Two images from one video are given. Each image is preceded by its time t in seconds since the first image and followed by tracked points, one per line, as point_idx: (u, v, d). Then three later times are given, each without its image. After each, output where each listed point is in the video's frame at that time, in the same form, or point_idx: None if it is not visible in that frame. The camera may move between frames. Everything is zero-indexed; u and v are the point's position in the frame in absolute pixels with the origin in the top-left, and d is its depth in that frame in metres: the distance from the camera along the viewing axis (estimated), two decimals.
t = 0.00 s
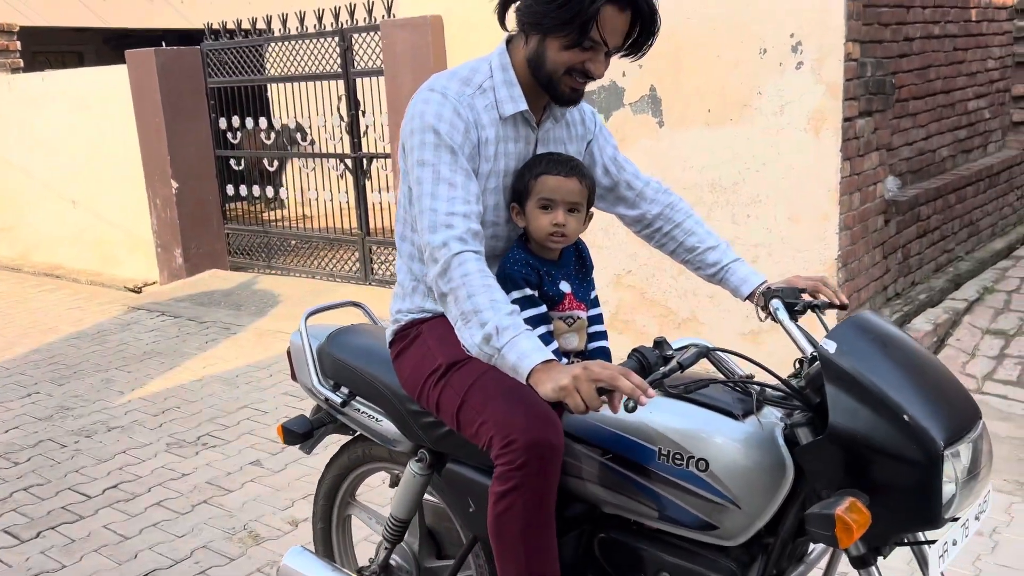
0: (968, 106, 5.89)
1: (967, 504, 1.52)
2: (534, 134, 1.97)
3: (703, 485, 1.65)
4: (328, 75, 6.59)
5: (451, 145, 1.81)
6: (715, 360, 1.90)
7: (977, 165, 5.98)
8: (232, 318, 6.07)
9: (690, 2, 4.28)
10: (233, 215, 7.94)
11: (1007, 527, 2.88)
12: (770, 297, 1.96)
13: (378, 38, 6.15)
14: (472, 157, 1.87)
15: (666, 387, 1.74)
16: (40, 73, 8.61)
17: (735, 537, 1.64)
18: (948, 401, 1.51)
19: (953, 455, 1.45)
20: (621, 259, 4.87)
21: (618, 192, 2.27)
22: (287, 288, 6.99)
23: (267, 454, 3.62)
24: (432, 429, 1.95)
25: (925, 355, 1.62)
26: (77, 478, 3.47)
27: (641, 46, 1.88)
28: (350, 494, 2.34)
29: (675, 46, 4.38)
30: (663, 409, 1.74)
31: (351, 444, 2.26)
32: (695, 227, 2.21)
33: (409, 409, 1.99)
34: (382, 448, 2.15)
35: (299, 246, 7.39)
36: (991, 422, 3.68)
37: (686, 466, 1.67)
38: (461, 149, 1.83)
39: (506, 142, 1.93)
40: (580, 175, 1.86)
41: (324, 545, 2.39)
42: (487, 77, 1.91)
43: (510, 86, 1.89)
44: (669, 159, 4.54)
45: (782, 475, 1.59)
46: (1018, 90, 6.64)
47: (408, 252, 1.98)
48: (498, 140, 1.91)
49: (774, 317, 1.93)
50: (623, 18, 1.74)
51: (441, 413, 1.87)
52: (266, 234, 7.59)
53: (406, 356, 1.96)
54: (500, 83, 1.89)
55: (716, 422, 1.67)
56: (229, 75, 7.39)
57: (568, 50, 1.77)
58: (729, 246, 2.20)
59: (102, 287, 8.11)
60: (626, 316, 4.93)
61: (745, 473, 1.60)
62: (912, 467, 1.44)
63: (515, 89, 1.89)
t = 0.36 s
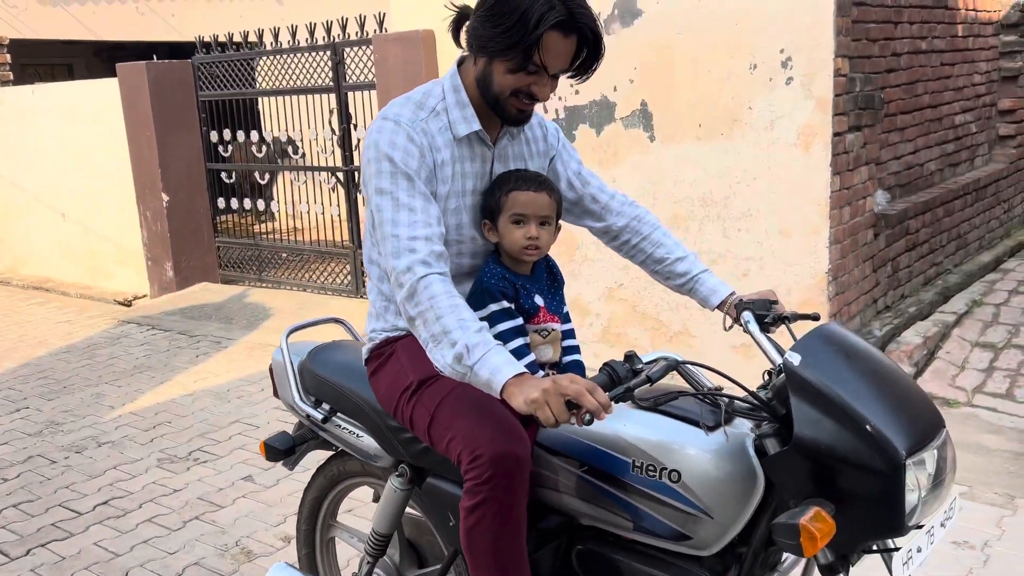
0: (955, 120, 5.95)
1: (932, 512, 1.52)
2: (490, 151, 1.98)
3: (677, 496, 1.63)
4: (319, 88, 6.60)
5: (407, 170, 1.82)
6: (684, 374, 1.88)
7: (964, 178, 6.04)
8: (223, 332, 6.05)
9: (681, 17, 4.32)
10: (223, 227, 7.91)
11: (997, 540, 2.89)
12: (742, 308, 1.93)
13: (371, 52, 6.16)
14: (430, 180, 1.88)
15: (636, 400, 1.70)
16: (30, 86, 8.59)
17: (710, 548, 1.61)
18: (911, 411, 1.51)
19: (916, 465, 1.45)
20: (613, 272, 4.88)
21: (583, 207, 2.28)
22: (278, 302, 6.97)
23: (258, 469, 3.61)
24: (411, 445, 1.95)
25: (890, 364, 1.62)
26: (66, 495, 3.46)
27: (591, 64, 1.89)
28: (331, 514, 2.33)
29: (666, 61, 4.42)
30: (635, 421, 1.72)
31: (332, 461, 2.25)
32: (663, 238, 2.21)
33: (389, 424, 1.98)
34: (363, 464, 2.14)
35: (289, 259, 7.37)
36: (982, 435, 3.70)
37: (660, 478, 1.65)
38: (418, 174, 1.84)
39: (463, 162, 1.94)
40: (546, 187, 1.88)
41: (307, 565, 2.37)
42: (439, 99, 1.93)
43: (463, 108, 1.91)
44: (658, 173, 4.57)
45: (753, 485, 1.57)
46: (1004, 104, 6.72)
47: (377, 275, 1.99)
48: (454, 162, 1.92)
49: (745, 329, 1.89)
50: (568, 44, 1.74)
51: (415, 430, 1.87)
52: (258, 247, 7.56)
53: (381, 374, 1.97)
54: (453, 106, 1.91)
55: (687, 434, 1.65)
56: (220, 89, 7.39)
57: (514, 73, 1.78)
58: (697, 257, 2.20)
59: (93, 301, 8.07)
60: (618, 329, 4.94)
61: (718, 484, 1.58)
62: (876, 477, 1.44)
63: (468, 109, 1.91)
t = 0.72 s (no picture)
0: (946, 132, 5.98)
1: (930, 538, 1.52)
2: (484, 174, 1.99)
3: (675, 521, 1.63)
4: (312, 101, 6.61)
5: (403, 194, 1.82)
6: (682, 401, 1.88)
7: (956, 190, 6.07)
8: (216, 346, 6.03)
9: (674, 31, 4.34)
10: (216, 240, 7.89)
11: (992, 556, 2.90)
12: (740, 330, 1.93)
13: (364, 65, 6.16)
14: (425, 203, 1.88)
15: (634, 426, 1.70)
16: (22, 99, 8.57)
17: (710, 572, 1.61)
18: (908, 438, 1.51)
19: (912, 493, 1.45)
20: (608, 286, 4.89)
21: (583, 226, 2.29)
22: (272, 315, 6.95)
23: (252, 486, 3.59)
24: (407, 467, 1.94)
25: (887, 390, 1.62)
26: (58, 513, 3.43)
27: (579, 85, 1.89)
28: (326, 535, 2.31)
29: (660, 76, 4.44)
30: (633, 446, 1.72)
31: (329, 482, 2.24)
32: (665, 257, 2.22)
33: (385, 447, 1.97)
34: (359, 485, 2.12)
35: (283, 272, 7.35)
36: (975, 448, 3.72)
37: (659, 502, 1.65)
38: (412, 198, 1.84)
39: (457, 185, 1.94)
40: (539, 211, 1.88)
41: None
42: (435, 121, 1.93)
43: (457, 131, 1.91)
44: (652, 187, 4.59)
45: (751, 510, 1.57)
46: (994, 117, 6.77)
47: (373, 295, 1.98)
48: (448, 184, 1.93)
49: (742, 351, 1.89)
50: (553, 65, 1.74)
51: (413, 455, 1.86)
52: (251, 260, 7.54)
53: (378, 398, 1.96)
54: (448, 129, 1.91)
55: (685, 459, 1.65)
56: (212, 102, 7.38)
57: (500, 98, 1.80)
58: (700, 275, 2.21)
59: (85, 314, 8.05)
60: (613, 342, 4.94)
61: (716, 509, 1.58)
62: (872, 505, 1.44)
63: (463, 133, 1.91)
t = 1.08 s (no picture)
0: (940, 134, 6.00)
1: (926, 534, 1.51)
2: (475, 168, 1.98)
3: (671, 518, 1.61)
4: (306, 105, 6.59)
5: (390, 189, 1.81)
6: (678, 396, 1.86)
7: (950, 192, 6.09)
8: (210, 350, 6.01)
9: (668, 33, 4.34)
10: (210, 243, 7.86)
11: (988, 556, 2.89)
12: (735, 329, 1.90)
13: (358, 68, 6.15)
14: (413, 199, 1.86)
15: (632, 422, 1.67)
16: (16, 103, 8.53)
17: (704, 570, 1.60)
18: (905, 433, 1.51)
19: (910, 488, 1.44)
20: (602, 288, 4.88)
21: (573, 229, 2.28)
22: (266, 318, 6.92)
23: (246, 490, 3.57)
24: (403, 466, 1.93)
25: (883, 386, 1.62)
26: (50, 517, 3.41)
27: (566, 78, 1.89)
28: (320, 537, 2.29)
29: (654, 78, 4.44)
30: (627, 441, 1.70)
31: (323, 482, 2.22)
32: (646, 257, 2.21)
33: (381, 445, 1.96)
34: (353, 485, 2.11)
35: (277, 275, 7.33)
36: (971, 449, 3.71)
37: (654, 500, 1.63)
38: (400, 193, 1.82)
39: (447, 180, 1.93)
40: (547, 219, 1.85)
41: None
42: (425, 115, 1.92)
43: (448, 125, 1.91)
44: (647, 189, 4.58)
45: (747, 507, 1.55)
46: (988, 118, 6.78)
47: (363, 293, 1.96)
48: (438, 178, 1.92)
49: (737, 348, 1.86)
50: (542, 59, 1.74)
51: (409, 453, 1.85)
52: (245, 263, 7.52)
53: (373, 396, 1.96)
54: (438, 122, 1.91)
55: (681, 456, 1.63)
56: (206, 105, 7.36)
57: (489, 92, 1.79)
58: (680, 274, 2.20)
59: (78, 319, 8.01)
60: (608, 345, 4.94)
61: (710, 505, 1.57)
62: (870, 499, 1.43)
63: (453, 126, 1.91)
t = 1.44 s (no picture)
0: (931, 130, 6.01)
1: (915, 524, 1.50)
2: (454, 159, 2.01)
3: (659, 511, 1.60)
4: (297, 104, 6.56)
5: (321, 189, 1.85)
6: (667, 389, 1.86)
7: (942, 189, 6.10)
8: (200, 350, 5.97)
9: (659, 29, 4.33)
10: (201, 244, 7.83)
11: (979, 550, 2.89)
12: (722, 320, 1.89)
13: (349, 67, 6.12)
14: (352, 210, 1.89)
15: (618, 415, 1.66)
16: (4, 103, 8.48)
17: (693, 563, 1.59)
18: (893, 423, 1.50)
19: (899, 477, 1.43)
20: (594, 285, 4.88)
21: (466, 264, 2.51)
22: (257, 318, 6.89)
23: (236, 489, 3.55)
24: (389, 461, 1.91)
25: (871, 375, 1.60)
26: (37, 518, 3.39)
27: (545, 66, 1.95)
28: (308, 535, 2.27)
29: (645, 74, 4.43)
30: (612, 434, 1.70)
31: (310, 479, 2.21)
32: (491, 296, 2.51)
33: (366, 441, 1.95)
34: (340, 481, 2.09)
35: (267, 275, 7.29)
36: (963, 444, 3.71)
37: (642, 492, 1.62)
38: (350, 186, 1.87)
39: (422, 171, 1.95)
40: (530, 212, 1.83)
41: None
42: (401, 107, 1.96)
43: (426, 115, 1.94)
44: (638, 186, 4.58)
45: (735, 499, 1.54)
46: (979, 115, 6.80)
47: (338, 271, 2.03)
48: (410, 170, 1.94)
49: (724, 340, 1.85)
50: (524, 42, 1.79)
51: (395, 447, 1.84)
52: (236, 263, 7.48)
53: (358, 392, 1.95)
54: (416, 113, 1.94)
55: (669, 448, 1.63)
56: (195, 104, 7.32)
57: (475, 79, 1.81)
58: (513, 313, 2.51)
59: (68, 320, 7.96)
60: (600, 342, 4.93)
61: (699, 498, 1.56)
62: (859, 489, 1.42)
63: (431, 117, 1.94)
